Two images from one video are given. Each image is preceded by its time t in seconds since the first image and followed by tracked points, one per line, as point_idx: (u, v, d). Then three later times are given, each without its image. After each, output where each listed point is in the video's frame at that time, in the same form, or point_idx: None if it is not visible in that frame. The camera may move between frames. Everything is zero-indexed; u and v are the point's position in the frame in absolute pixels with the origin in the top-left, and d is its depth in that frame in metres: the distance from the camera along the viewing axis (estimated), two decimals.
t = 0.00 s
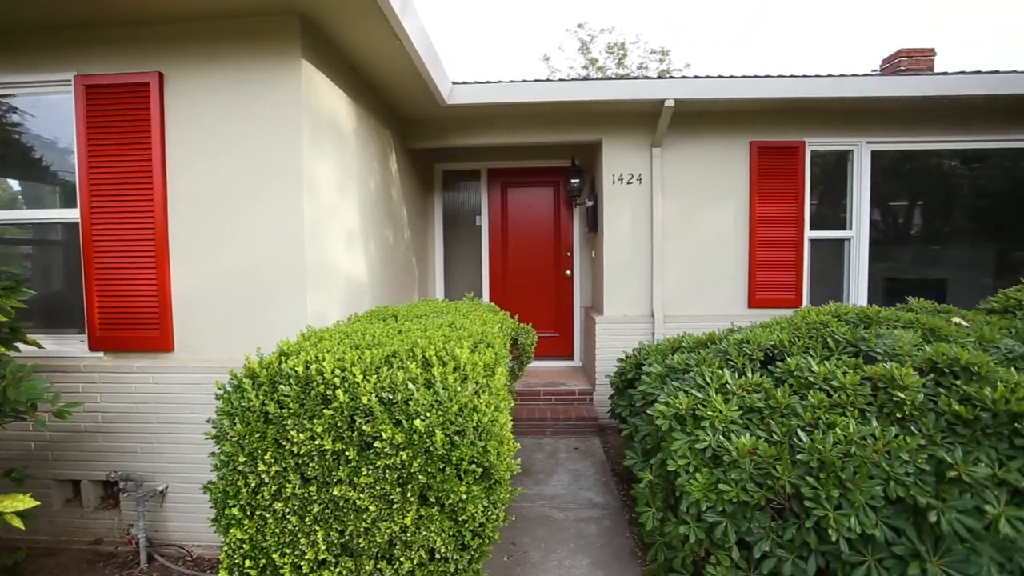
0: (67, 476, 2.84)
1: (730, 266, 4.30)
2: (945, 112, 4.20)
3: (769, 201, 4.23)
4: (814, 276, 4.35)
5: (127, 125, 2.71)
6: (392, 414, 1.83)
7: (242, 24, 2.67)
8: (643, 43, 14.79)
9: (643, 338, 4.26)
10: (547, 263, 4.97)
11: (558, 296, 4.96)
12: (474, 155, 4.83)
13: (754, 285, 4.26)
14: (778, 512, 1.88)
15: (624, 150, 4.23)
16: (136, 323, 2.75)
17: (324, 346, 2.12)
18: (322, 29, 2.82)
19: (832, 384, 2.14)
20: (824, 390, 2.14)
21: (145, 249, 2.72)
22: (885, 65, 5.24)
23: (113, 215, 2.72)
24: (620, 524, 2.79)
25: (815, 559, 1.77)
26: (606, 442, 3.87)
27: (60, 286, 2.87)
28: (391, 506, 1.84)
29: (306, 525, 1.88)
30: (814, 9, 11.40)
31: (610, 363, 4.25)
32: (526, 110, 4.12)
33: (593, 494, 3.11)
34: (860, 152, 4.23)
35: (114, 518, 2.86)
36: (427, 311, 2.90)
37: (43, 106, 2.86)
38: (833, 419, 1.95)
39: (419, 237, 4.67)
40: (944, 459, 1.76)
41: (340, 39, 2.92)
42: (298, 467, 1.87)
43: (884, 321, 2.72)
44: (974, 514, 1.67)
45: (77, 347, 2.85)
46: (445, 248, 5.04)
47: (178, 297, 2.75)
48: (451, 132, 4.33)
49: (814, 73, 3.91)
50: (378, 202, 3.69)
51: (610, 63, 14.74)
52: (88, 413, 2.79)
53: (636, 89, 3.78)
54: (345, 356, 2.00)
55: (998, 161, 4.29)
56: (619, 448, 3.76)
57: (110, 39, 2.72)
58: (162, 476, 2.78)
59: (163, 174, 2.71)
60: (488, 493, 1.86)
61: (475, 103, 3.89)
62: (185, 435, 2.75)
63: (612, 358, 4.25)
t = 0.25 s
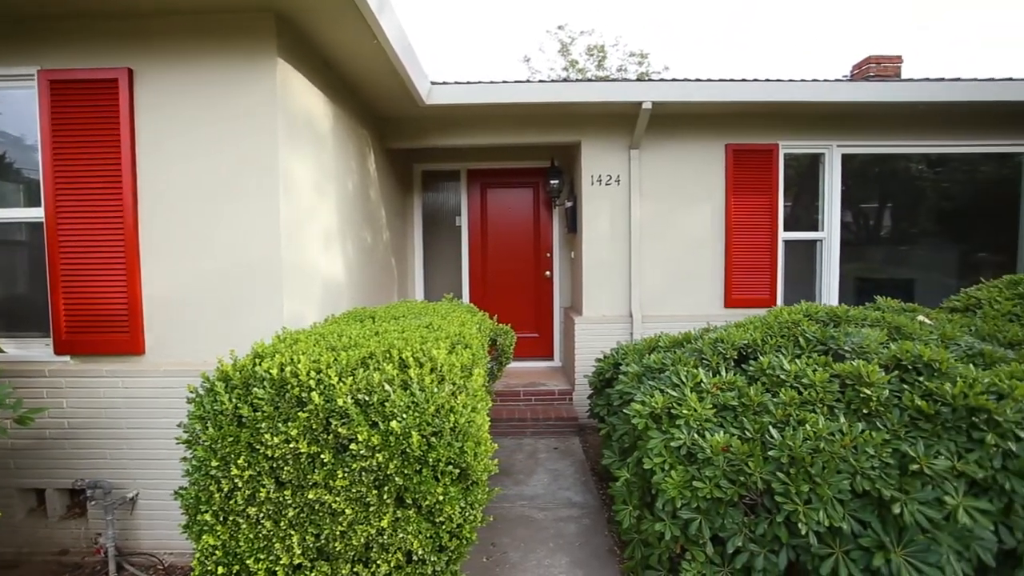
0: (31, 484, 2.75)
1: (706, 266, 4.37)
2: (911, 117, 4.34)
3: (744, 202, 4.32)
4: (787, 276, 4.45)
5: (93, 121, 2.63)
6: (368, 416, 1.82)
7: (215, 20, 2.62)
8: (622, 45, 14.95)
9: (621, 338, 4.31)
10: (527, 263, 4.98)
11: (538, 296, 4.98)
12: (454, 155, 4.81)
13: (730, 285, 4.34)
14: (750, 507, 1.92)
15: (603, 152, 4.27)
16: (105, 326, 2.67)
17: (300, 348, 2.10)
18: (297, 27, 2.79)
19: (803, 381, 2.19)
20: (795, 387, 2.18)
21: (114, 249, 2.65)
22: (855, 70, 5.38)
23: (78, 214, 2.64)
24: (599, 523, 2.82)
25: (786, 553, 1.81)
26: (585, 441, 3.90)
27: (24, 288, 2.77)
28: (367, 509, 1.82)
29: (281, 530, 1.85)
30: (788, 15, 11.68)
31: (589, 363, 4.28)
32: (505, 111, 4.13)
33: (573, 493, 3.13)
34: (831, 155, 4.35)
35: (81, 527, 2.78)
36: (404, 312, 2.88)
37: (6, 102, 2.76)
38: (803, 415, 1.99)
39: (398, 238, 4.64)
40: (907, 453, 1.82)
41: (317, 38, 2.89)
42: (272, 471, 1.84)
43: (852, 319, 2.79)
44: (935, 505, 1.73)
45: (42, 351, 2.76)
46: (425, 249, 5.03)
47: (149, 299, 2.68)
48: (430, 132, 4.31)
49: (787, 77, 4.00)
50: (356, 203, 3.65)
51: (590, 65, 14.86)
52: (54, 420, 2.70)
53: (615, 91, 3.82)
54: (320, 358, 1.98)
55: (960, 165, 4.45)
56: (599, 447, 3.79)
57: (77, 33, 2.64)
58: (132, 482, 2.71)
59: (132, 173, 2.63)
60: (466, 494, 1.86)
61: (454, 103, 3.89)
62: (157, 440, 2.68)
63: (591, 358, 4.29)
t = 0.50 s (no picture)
0: None
1: (682, 266, 4.44)
2: (877, 122, 4.48)
3: (719, 204, 4.39)
4: (761, 276, 4.55)
5: (56, 117, 2.54)
6: (342, 418, 1.80)
7: (185, 16, 2.57)
8: (601, 48, 15.16)
9: (599, 338, 4.35)
10: (505, 264, 4.99)
11: (517, 297, 4.99)
12: (432, 155, 4.79)
13: (705, 285, 4.42)
14: (722, 503, 1.94)
15: (581, 153, 4.30)
16: (69, 328, 2.58)
17: (273, 350, 2.07)
18: (271, 24, 2.75)
19: (773, 379, 2.23)
20: (765, 385, 2.22)
21: (78, 249, 2.56)
22: (825, 76, 5.53)
23: (40, 213, 2.54)
24: (576, 522, 2.83)
25: (756, 547, 1.84)
26: (564, 441, 3.92)
27: None
28: (341, 512, 1.80)
29: (252, 535, 1.82)
30: (761, 21, 11.96)
31: (568, 363, 4.30)
32: (484, 112, 4.13)
33: (551, 492, 3.15)
34: (802, 158, 4.46)
35: (44, 538, 2.69)
36: (380, 313, 2.87)
37: None
38: (773, 412, 2.03)
39: (376, 238, 4.60)
40: (871, 447, 1.88)
41: (291, 35, 2.85)
42: (244, 475, 1.81)
43: (820, 318, 2.87)
44: (896, 497, 1.79)
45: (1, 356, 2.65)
46: (403, 250, 4.99)
47: (116, 300, 2.61)
48: (408, 132, 4.28)
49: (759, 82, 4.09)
50: (332, 203, 3.61)
51: (569, 67, 15.06)
52: (14, 427, 2.60)
53: (592, 93, 3.86)
54: (294, 360, 1.96)
55: (923, 168, 4.61)
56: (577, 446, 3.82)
57: (38, 25, 2.55)
58: (98, 490, 2.63)
59: (98, 171, 2.55)
60: (441, 495, 1.85)
61: (432, 103, 3.87)
62: (124, 446, 2.61)
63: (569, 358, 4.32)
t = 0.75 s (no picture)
0: None
1: (658, 267, 4.50)
2: (845, 125, 4.61)
3: (693, 205, 4.47)
4: (734, 276, 4.64)
5: (13, 112, 2.44)
6: (314, 420, 1.78)
7: (152, 9, 2.51)
8: (579, 49, 15.74)
9: (576, 337, 4.38)
10: (483, 264, 4.98)
11: (494, 297, 5.00)
12: (409, 155, 4.76)
13: (680, 285, 4.49)
14: (693, 499, 1.96)
15: (558, 154, 4.33)
16: (28, 331, 2.49)
17: (244, 352, 2.03)
18: (242, 19, 2.70)
19: (743, 376, 2.28)
20: (735, 382, 2.27)
21: (38, 249, 2.47)
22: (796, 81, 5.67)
23: None
24: (553, 520, 2.85)
25: (726, 541, 1.86)
26: (541, 440, 3.94)
27: None
28: (313, 515, 1.78)
29: (221, 540, 1.78)
30: (735, 26, 12.19)
31: (545, 362, 4.33)
32: (461, 112, 4.12)
33: (528, 492, 3.16)
34: (773, 160, 4.56)
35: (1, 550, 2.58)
36: (354, 314, 2.84)
37: None
38: (742, 409, 2.07)
39: (352, 238, 4.55)
40: (835, 441, 1.94)
41: (263, 32, 2.80)
42: (213, 479, 1.77)
43: (789, 316, 2.94)
44: (858, 489, 1.85)
45: None
46: (380, 251, 4.95)
47: (79, 302, 2.52)
48: (384, 131, 4.25)
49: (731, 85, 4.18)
50: (306, 202, 3.56)
51: (546, 66, 15.57)
52: None
53: (568, 94, 3.89)
54: (264, 361, 1.93)
55: (888, 171, 4.77)
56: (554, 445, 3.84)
57: None
58: (60, 499, 2.55)
59: (59, 168, 2.47)
60: (415, 496, 1.85)
61: (408, 103, 3.85)
62: (88, 453, 2.54)
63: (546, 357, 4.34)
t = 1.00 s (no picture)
0: None
1: (633, 266, 4.55)
2: (814, 129, 4.74)
3: (668, 206, 4.53)
4: (707, 276, 4.73)
5: None
6: (284, 422, 1.75)
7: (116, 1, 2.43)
8: (557, 49, 16.35)
9: (552, 337, 4.40)
10: (460, 264, 4.97)
11: (472, 298, 4.99)
12: (385, 154, 4.72)
13: (655, 285, 4.55)
14: (664, 495, 1.98)
15: (534, 154, 4.34)
16: None
17: (212, 353, 1.98)
18: (210, 13, 2.64)
19: (714, 374, 2.32)
20: (706, 380, 2.30)
21: None
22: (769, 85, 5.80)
23: None
24: (529, 520, 2.85)
25: (697, 536, 1.89)
26: (518, 439, 3.94)
27: None
28: (284, 518, 1.75)
29: (188, 547, 1.74)
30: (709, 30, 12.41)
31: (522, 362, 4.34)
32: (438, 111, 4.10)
33: (505, 491, 3.16)
34: (745, 162, 4.66)
35: None
36: (327, 315, 2.80)
37: None
38: (713, 406, 2.11)
39: (327, 238, 4.49)
40: (801, 437, 1.99)
41: (233, 26, 2.75)
42: (179, 484, 1.72)
43: (759, 315, 3.00)
44: (823, 482, 1.91)
45: None
46: (355, 250, 4.90)
47: (38, 303, 2.43)
48: (360, 130, 4.20)
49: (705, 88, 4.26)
50: (279, 201, 3.50)
51: (523, 67, 16.31)
52: None
53: (544, 95, 3.91)
54: (233, 363, 1.89)
55: (855, 174, 4.91)
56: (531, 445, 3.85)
57: None
58: (17, 509, 2.45)
59: (16, 164, 2.37)
60: (388, 497, 1.84)
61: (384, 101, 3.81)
62: (49, 460, 2.46)
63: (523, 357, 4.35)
